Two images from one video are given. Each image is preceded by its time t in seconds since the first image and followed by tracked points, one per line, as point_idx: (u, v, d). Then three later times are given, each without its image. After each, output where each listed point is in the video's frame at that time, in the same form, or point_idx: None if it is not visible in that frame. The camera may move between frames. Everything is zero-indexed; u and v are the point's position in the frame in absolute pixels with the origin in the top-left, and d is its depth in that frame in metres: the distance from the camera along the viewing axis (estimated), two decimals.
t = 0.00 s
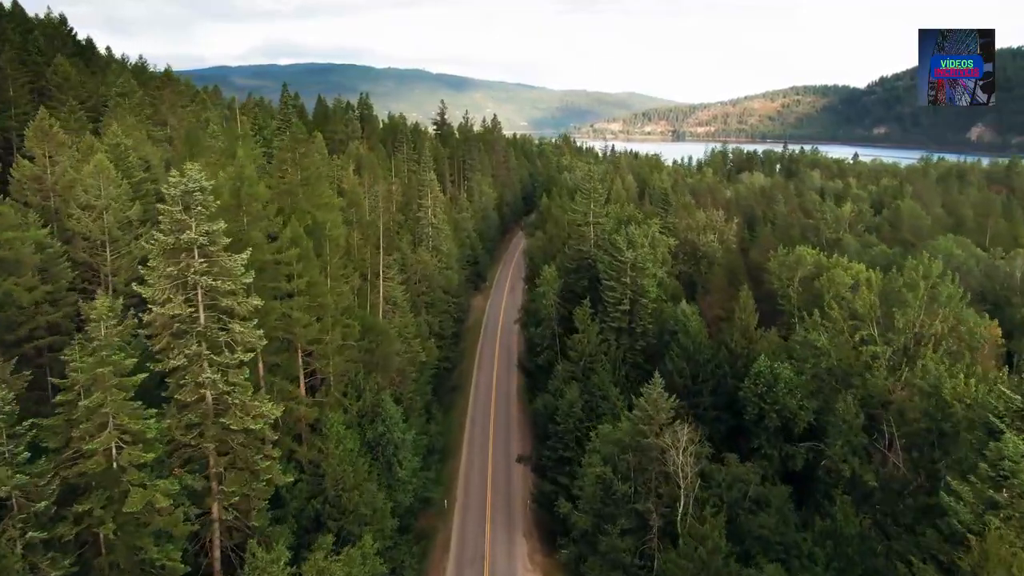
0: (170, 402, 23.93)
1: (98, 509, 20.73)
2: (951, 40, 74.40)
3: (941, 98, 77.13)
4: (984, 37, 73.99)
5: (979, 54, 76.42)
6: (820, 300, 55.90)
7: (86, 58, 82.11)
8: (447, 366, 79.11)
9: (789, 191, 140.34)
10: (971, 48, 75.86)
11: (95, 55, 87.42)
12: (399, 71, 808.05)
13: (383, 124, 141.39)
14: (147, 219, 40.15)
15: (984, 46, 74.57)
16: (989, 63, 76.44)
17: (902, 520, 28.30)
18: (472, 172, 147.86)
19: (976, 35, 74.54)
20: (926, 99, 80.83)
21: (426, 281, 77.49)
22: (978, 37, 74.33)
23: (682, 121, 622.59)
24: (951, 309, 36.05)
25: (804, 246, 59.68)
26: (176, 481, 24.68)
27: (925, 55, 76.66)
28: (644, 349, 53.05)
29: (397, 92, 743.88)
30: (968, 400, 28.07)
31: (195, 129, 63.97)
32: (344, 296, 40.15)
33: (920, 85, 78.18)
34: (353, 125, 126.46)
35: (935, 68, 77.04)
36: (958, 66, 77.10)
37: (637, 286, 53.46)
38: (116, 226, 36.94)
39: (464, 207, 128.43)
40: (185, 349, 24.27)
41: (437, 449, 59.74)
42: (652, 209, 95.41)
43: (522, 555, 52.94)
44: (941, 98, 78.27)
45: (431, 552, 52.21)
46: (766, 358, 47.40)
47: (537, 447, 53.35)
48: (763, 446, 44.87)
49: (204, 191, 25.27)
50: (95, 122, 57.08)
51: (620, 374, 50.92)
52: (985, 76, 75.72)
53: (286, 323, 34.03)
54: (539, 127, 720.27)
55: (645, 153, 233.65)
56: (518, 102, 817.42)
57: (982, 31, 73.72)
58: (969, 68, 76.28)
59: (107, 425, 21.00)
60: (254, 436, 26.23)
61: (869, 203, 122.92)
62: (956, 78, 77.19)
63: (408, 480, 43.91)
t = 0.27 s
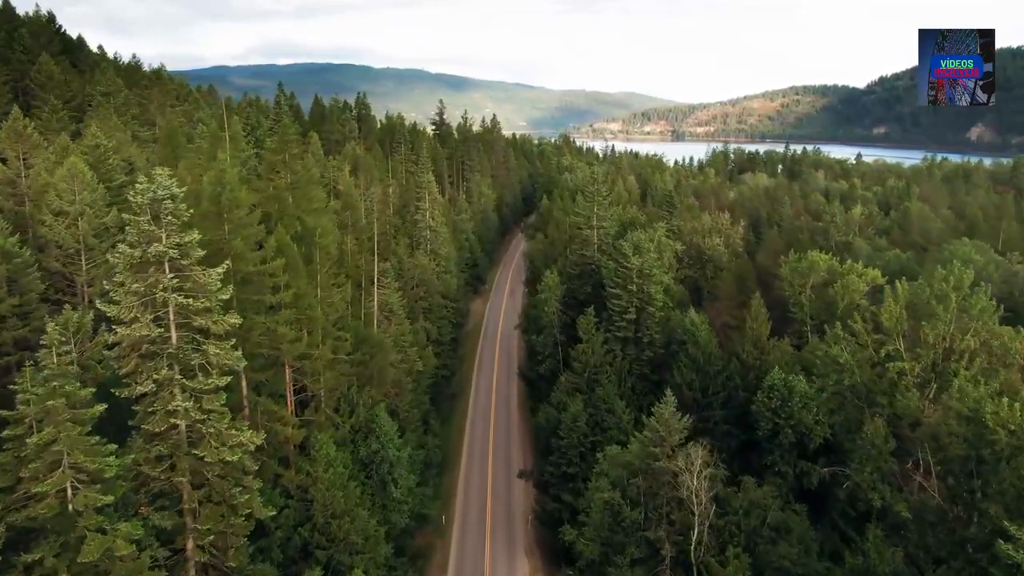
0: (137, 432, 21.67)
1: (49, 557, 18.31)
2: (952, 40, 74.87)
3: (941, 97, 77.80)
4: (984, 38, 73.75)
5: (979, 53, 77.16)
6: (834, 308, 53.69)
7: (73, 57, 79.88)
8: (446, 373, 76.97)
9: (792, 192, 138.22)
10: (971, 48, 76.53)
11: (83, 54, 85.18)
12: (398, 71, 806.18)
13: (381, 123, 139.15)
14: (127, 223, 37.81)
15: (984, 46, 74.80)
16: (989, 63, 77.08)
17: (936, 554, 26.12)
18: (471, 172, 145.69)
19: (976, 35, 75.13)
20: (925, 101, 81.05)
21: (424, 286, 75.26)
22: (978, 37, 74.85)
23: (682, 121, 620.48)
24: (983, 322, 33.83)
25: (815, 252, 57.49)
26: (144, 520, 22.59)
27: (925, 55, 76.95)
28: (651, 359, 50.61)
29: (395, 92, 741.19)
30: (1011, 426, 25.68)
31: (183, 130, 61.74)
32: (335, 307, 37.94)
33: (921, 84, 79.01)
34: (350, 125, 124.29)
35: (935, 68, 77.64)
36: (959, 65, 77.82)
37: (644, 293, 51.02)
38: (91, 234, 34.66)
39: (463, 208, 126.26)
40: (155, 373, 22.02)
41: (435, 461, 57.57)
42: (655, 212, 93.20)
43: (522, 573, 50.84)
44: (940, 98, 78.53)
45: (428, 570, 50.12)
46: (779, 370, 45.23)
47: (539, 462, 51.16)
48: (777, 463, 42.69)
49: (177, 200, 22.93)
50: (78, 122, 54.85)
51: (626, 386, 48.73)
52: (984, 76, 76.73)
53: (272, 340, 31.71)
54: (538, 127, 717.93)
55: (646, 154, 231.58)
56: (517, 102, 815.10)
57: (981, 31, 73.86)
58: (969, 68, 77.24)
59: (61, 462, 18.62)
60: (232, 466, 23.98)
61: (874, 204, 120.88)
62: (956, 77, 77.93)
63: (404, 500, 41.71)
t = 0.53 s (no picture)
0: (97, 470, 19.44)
1: None
2: (950, 40, 68.04)
3: (942, 97, 70.62)
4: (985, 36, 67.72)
5: (977, 54, 71.01)
6: (849, 316, 51.44)
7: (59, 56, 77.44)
8: (444, 381, 74.85)
9: (795, 193, 135.76)
10: (970, 47, 70.25)
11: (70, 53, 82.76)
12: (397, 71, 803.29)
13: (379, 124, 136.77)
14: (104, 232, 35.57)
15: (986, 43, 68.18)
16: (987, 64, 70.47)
17: None
18: (470, 173, 143.33)
19: (974, 35, 68.47)
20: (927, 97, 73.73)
21: (422, 291, 72.96)
22: (977, 36, 68.18)
23: (681, 121, 617.97)
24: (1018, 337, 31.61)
25: (828, 257, 55.20)
26: (104, 567, 20.34)
27: (926, 53, 70.38)
28: (659, 371, 48.41)
29: (394, 92, 738.21)
30: None
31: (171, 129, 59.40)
32: (324, 319, 35.59)
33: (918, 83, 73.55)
34: (347, 125, 121.93)
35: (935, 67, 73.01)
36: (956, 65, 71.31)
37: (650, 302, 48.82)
38: (63, 241, 32.35)
39: (462, 209, 123.93)
40: (117, 404, 19.80)
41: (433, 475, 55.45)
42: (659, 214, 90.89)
43: None
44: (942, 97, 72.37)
45: None
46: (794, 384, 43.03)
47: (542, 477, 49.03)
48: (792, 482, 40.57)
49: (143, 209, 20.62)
50: (60, 122, 52.53)
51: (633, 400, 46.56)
52: (986, 75, 69.69)
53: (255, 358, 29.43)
54: (537, 127, 715.44)
55: (647, 154, 229.08)
56: (516, 102, 812.32)
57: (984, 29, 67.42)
58: (971, 65, 70.19)
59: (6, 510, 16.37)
60: (204, 503, 21.81)
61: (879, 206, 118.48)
62: (957, 76, 71.12)
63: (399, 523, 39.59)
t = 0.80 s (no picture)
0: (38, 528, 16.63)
1: None
2: (951, 40, 74.20)
3: (941, 97, 78.15)
4: (985, 37, 73.76)
5: (979, 53, 76.94)
6: (867, 326, 48.95)
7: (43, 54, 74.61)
8: (442, 391, 72.22)
9: (799, 194, 133.39)
10: (971, 48, 76.35)
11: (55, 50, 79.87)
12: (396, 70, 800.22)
13: (376, 124, 134.10)
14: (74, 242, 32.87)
15: (983, 46, 74.78)
16: (989, 64, 77.09)
17: None
18: (469, 174, 140.73)
19: (975, 35, 74.82)
20: (924, 100, 81.84)
21: (420, 298, 70.50)
22: (978, 37, 74.32)
23: (681, 121, 615.30)
24: None
25: (846, 264, 52.61)
26: None
27: (925, 55, 77.00)
28: (669, 385, 45.71)
29: (392, 92, 734.88)
30: None
31: (155, 130, 56.57)
32: (311, 335, 32.84)
33: (920, 85, 79.29)
34: (343, 125, 119.25)
35: (936, 68, 77.52)
36: (959, 65, 77.84)
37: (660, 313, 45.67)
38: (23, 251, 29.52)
39: (461, 212, 121.21)
40: (61, 448, 16.93)
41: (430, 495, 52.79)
42: (663, 217, 88.39)
43: None
44: (940, 98, 79.01)
45: None
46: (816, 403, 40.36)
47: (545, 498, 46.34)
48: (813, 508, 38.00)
49: (91, 222, 17.79)
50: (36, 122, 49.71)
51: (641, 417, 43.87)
52: (984, 76, 76.62)
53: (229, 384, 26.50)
54: (536, 127, 712.99)
55: (647, 154, 226.62)
56: (515, 102, 809.34)
57: (981, 31, 73.79)
58: (969, 68, 77.14)
59: None
60: (167, 559, 19.06)
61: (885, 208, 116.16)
62: (956, 78, 77.71)
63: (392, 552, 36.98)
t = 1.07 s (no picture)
0: None
1: None
2: (951, 40, 78.00)
3: (941, 97, 81.67)
4: (983, 38, 77.69)
5: (979, 54, 80.43)
6: (885, 336, 46.73)
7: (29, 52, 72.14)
8: (440, 400, 70.07)
9: (803, 196, 131.42)
10: (970, 49, 79.82)
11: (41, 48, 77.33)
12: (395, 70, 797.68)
13: (374, 124, 131.92)
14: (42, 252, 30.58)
15: (982, 46, 78.43)
16: (988, 64, 80.53)
17: None
18: (468, 175, 138.50)
19: (975, 36, 78.50)
20: (925, 100, 85.19)
21: (417, 304, 68.28)
22: (977, 37, 78.16)
23: (680, 121, 613.14)
24: None
25: (861, 270, 50.48)
26: None
27: (926, 55, 80.41)
28: (678, 399, 43.37)
29: (391, 91, 731.83)
30: None
31: (142, 131, 54.18)
32: (297, 352, 30.51)
33: (922, 84, 82.16)
34: (339, 125, 117.03)
35: (935, 68, 81.18)
36: (959, 65, 81.53)
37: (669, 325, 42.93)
38: None
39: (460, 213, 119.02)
40: None
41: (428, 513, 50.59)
42: (667, 220, 86.28)
43: None
44: (940, 98, 82.55)
45: None
46: (835, 420, 38.23)
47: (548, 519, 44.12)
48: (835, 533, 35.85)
49: (33, 239, 15.43)
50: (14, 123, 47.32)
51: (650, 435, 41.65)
52: (983, 76, 80.26)
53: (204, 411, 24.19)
54: (536, 127, 710.91)
55: (648, 155, 224.61)
56: (514, 101, 806.78)
57: (981, 32, 77.67)
58: (969, 68, 80.64)
59: None
60: None
61: (891, 210, 114.25)
62: (956, 78, 81.37)
63: None
